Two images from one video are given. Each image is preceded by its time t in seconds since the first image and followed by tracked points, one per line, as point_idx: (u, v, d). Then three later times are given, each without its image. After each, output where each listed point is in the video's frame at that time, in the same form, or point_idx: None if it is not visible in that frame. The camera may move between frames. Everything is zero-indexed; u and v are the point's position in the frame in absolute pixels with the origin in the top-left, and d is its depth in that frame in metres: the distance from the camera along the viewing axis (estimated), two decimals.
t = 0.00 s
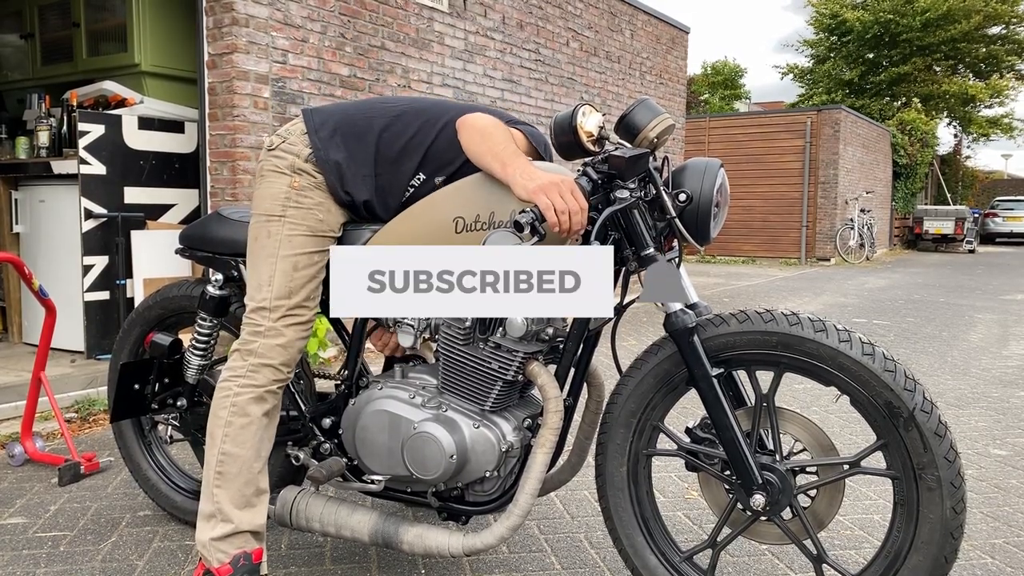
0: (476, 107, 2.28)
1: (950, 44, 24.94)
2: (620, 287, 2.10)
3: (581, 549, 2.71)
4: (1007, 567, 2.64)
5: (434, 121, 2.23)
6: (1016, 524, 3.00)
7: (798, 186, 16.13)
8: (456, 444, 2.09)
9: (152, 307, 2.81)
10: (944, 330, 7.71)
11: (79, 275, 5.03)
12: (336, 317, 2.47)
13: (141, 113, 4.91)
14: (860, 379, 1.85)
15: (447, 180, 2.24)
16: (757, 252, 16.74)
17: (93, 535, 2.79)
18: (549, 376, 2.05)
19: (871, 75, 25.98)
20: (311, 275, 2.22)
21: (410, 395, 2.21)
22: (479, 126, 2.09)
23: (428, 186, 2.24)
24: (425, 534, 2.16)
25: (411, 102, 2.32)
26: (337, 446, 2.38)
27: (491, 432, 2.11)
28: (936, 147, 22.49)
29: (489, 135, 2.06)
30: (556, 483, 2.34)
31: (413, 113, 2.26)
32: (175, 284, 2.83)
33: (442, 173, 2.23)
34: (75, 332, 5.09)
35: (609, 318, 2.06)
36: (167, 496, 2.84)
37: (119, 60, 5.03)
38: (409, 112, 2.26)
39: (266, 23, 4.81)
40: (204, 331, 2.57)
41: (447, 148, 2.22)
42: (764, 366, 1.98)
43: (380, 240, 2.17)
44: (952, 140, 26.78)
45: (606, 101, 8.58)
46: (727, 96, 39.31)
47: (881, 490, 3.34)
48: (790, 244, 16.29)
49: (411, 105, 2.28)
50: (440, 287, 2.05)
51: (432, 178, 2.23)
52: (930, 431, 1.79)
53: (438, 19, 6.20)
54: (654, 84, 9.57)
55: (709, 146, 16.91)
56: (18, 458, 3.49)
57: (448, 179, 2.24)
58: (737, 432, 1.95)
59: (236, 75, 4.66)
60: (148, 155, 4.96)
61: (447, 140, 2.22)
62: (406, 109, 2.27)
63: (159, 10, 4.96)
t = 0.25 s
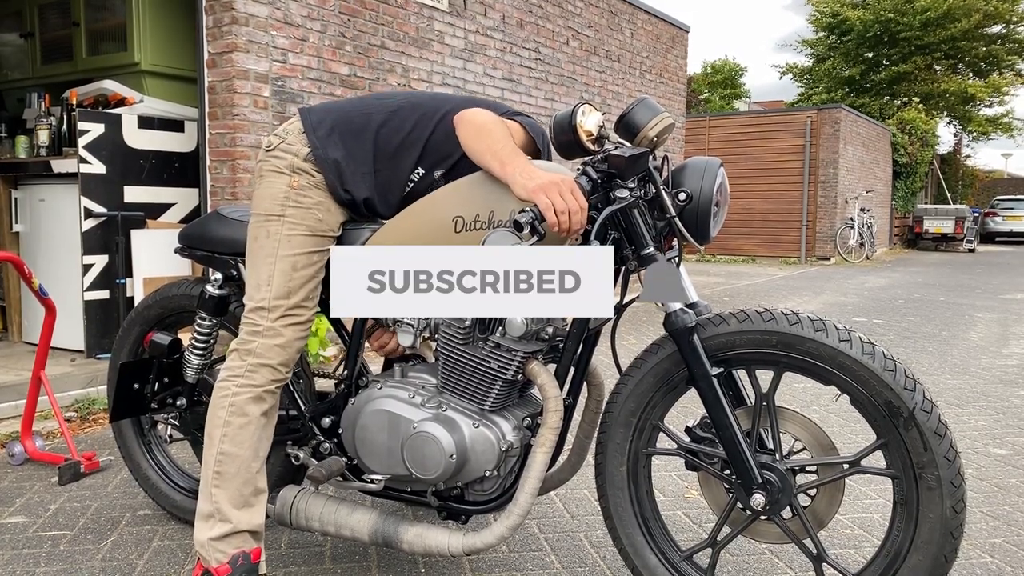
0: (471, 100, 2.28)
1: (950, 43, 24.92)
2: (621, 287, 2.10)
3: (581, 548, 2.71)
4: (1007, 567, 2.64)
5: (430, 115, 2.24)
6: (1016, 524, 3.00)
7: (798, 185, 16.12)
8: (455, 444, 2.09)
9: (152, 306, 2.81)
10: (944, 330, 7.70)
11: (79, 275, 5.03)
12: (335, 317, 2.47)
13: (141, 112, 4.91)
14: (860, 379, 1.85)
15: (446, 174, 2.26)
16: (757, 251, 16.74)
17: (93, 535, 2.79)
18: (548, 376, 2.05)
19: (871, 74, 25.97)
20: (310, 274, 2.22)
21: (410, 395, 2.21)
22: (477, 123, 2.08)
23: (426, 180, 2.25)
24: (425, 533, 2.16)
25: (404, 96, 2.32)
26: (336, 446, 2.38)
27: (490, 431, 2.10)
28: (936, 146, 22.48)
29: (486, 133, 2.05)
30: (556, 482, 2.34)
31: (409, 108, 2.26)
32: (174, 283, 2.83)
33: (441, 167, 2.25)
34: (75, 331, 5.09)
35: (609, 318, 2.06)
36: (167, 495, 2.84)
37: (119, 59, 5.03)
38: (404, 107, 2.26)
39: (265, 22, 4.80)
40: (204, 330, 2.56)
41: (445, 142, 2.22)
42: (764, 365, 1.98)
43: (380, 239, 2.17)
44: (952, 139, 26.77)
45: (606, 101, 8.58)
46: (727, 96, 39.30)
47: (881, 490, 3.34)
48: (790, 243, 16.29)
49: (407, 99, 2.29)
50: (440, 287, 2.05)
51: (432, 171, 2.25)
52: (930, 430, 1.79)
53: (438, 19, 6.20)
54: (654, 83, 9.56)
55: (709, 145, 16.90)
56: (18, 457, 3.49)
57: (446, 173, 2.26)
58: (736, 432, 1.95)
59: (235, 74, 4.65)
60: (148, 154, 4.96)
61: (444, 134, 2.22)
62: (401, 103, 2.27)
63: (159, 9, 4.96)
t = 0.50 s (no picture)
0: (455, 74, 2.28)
1: (950, 44, 24.92)
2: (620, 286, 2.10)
3: (581, 549, 2.71)
4: (1007, 567, 2.64)
5: (415, 97, 2.25)
6: (1016, 524, 3.00)
7: (798, 185, 16.13)
8: (455, 445, 2.09)
9: (151, 307, 2.81)
10: (944, 330, 7.71)
11: (79, 275, 5.03)
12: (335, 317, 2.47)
13: (140, 112, 4.91)
14: (860, 380, 1.85)
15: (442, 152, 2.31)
16: (758, 252, 16.74)
17: (93, 535, 2.79)
18: (548, 377, 2.05)
19: (871, 74, 25.97)
20: (306, 276, 2.22)
21: (409, 396, 2.21)
22: (469, 117, 2.03)
23: (425, 163, 2.31)
24: (425, 534, 2.16)
25: (381, 80, 2.31)
26: (335, 448, 2.38)
27: (490, 433, 2.10)
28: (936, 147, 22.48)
29: (479, 130, 2.01)
30: (556, 483, 2.34)
31: (391, 93, 2.26)
32: (173, 283, 2.82)
33: (436, 147, 2.29)
34: (75, 332, 5.09)
35: (608, 318, 2.06)
36: (167, 496, 2.84)
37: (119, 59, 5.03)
38: (387, 93, 2.26)
39: (266, 22, 4.80)
40: (202, 332, 2.56)
41: (436, 123, 2.26)
42: (764, 366, 1.98)
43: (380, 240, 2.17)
44: (952, 139, 26.77)
45: (606, 101, 8.58)
46: (727, 96, 39.31)
47: (881, 490, 3.34)
48: (790, 244, 16.29)
49: (387, 84, 2.28)
50: (440, 287, 2.05)
51: (428, 152, 2.30)
52: (930, 432, 1.79)
53: (438, 19, 6.20)
54: (654, 83, 9.57)
55: (709, 145, 16.90)
56: (18, 457, 3.49)
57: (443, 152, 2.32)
58: (736, 433, 1.95)
59: (235, 74, 4.65)
60: (148, 155, 4.96)
61: (434, 115, 2.26)
62: (383, 89, 2.27)
63: (159, 10, 4.96)
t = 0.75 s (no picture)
0: (443, 63, 2.28)
1: (951, 44, 24.92)
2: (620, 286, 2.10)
3: (581, 549, 2.71)
4: (1008, 567, 2.64)
5: (407, 91, 2.25)
6: (1016, 524, 3.00)
7: (799, 186, 16.13)
8: (454, 447, 2.09)
9: (150, 308, 2.81)
10: (944, 330, 7.71)
11: (79, 276, 5.03)
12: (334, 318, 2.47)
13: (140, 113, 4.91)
14: (860, 381, 1.85)
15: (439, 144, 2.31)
16: (758, 252, 16.74)
17: (93, 536, 2.79)
18: (547, 378, 2.05)
19: (871, 75, 25.98)
20: (304, 276, 2.22)
21: (409, 397, 2.21)
22: (463, 115, 2.00)
23: (422, 154, 2.32)
24: (425, 535, 2.16)
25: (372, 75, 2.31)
26: (335, 448, 2.38)
27: (489, 434, 2.10)
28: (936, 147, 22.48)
29: (475, 129, 1.99)
30: (556, 483, 2.34)
31: (382, 88, 2.26)
32: (172, 284, 2.82)
33: (433, 140, 2.30)
34: (75, 332, 5.09)
35: (608, 318, 2.06)
36: (167, 496, 2.85)
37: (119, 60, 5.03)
38: (379, 88, 2.26)
39: (266, 23, 4.81)
40: (201, 332, 2.56)
41: (429, 114, 2.27)
42: (764, 367, 1.98)
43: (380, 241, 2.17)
44: (952, 140, 26.77)
45: (606, 101, 8.58)
46: (727, 96, 39.32)
47: (882, 490, 3.34)
48: (790, 244, 16.29)
49: (378, 79, 2.28)
50: (440, 288, 2.05)
51: (424, 145, 2.30)
52: (930, 433, 1.79)
53: (438, 19, 6.20)
54: (654, 84, 9.57)
55: (709, 145, 16.90)
56: (18, 458, 3.49)
57: (441, 142, 2.31)
58: (736, 434, 1.95)
59: (236, 75, 4.66)
60: (148, 155, 4.96)
61: (426, 106, 2.26)
62: (374, 85, 2.27)
63: (159, 10, 4.96)
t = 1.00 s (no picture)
0: (441, 60, 2.27)
1: (951, 44, 24.91)
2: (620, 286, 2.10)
3: (581, 549, 2.71)
4: (1008, 567, 2.64)
5: (403, 89, 2.25)
6: (1016, 524, 3.00)
7: (798, 185, 16.12)
8: (455, 445, 2.09)
9: (151, 307, 2.81)
10: (944, 330, 7.70)
11: (79, 275, 5.03)
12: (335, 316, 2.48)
13: (140, 112, 4.91)
14: (860, 380, 1.85)
15: (437, 141, 2.30)
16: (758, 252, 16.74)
17: (93, 535, 2.79)
18: (548, 377, 2.05)
19: (871, 74, 25.98)
20: (303, 276, 2.22)
21: (410, 396, 2.21)
22: (461, 114, 2.00)
23: (421, 152, 2.31)
24: (425, 534, 2.16)
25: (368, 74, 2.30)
26: (336, 447, 2.38)
27: (490, 433, 2.10)
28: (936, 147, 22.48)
29: (473, 128, 1.99)
30: (556, 483, 2.34)
31: (379, 86, 2.25)
32: (174, 283, 2.82)
33: (431, 137, 2.29)
34: (75, 331, 5.09)
35: (609, 318, 2.06)
36: (167, 495, 2.84)
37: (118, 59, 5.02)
38: (375, 87, 2.25)
39: (265, 22, 4.80)
40: (202, 331, 2.56)
41: (427, 111, 2.26)
42: (765, 366, 1.98)
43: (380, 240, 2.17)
44: (952, 139, 26.77)
45: (606, 101, 8.58)
46: (727, 96, 39.31)
47: (882, 490, 3.34)
48: (790, 243, 16.29)
49: (374, 78, 2.27)
50: (440, 287, 2.05)
51: (422, 143, 2.29)
52: (931, 432, 1.79)
53: (438, 19, 6.20)
54: (654, 83, 9.57)
55: (709, 145, 16.90)
56: (18, 457, 3.49)
57: (439, 139, 2.30)
58: (736, 432, 1.95)
59: (235, 74, 4.65)
60: (147, 155, 4.96)
61: (424, 103, 2.25)
62: (370, 84, 2.26)
63: (158, 9, 4.96)
